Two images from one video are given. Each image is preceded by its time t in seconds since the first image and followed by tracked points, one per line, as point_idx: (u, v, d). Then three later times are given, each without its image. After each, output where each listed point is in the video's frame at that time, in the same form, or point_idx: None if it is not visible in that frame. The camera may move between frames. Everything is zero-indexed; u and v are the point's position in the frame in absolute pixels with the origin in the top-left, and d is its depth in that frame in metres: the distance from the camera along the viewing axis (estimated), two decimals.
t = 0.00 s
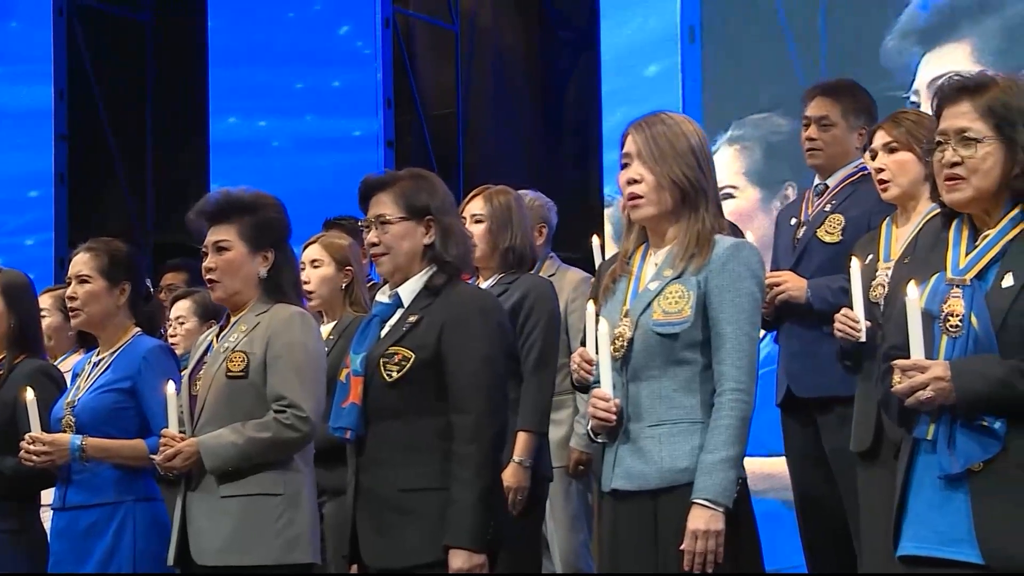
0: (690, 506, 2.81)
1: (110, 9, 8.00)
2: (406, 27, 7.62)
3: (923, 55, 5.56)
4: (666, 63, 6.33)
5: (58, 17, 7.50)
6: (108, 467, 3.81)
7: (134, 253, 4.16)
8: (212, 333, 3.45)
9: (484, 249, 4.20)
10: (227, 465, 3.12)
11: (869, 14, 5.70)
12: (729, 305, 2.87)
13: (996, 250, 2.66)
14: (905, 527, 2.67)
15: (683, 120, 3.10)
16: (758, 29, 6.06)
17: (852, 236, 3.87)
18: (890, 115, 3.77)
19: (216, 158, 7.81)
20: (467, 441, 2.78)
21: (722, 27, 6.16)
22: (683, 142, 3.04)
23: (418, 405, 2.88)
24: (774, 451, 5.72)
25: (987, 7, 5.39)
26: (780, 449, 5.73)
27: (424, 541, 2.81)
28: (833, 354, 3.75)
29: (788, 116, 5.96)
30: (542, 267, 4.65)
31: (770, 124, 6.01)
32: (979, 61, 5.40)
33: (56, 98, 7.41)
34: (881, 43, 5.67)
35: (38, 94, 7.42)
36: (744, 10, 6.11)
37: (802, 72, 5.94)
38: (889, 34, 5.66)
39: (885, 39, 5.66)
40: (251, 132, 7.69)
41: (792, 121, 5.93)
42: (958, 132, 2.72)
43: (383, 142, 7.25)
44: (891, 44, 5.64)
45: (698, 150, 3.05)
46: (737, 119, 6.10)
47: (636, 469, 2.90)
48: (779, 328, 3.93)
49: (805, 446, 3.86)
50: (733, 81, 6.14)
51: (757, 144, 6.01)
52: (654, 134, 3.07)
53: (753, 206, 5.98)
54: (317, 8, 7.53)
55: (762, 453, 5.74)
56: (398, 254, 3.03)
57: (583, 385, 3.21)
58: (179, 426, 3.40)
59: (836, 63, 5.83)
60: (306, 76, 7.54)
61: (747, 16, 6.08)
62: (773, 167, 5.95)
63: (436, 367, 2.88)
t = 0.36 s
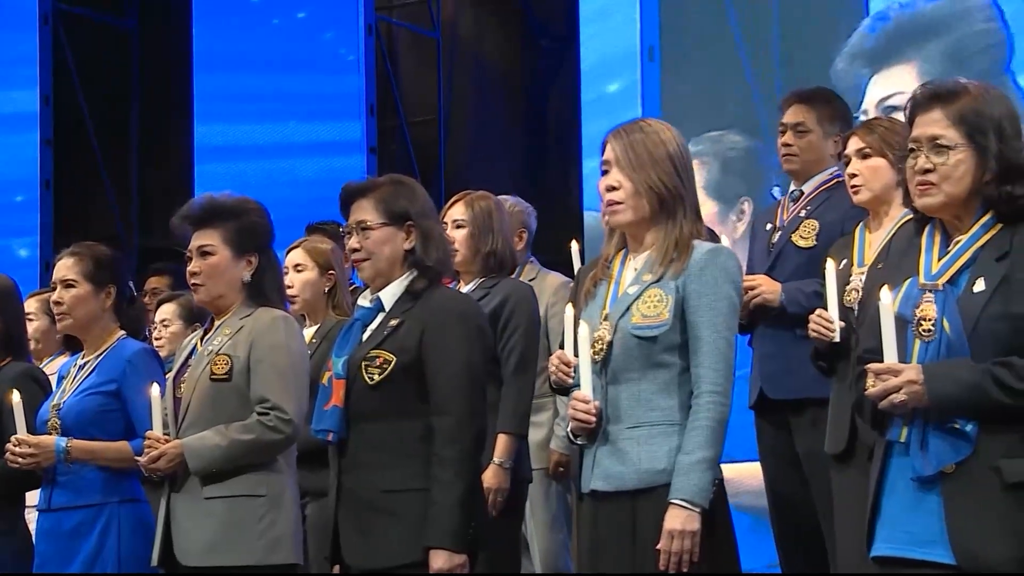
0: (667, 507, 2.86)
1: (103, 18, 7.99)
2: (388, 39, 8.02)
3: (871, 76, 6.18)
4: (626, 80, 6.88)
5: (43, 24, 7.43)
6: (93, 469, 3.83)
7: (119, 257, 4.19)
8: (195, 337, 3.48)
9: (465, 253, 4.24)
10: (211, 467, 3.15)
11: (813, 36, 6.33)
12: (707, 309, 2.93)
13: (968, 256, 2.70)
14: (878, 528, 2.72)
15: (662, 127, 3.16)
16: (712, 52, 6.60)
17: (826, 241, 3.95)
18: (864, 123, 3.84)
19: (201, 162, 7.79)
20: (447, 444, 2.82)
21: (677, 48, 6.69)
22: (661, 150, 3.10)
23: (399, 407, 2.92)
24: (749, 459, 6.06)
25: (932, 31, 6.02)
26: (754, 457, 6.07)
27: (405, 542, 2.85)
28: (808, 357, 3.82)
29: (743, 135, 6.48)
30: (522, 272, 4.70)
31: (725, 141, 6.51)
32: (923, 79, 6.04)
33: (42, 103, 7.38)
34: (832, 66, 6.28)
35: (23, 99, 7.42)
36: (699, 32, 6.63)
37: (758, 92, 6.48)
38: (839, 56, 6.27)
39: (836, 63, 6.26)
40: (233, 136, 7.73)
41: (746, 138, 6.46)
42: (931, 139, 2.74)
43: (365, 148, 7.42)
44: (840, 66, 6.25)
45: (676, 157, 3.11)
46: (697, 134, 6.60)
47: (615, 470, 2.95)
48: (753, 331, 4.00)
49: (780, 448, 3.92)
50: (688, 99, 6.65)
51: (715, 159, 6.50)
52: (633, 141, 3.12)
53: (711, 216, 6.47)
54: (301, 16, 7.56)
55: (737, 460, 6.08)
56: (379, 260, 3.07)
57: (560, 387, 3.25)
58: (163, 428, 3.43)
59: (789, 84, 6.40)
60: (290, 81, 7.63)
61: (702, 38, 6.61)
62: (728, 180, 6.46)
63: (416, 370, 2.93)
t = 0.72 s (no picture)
0: (644, 507, 2.91)
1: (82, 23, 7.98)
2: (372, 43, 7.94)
3: (825, 98, 5.88)
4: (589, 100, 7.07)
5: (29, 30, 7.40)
6: (80, 470, 3.86)
7: (105, 260, 4.23)
8: (182, 339, 3.52)
9: (447, 258, 4.29)
10: (197, 469, 3.18)
11: (768, 67, 6.21)
12: (684, 312, 2.98)
13: (941, 260, 2.76)
14: (854, 529, 2.78)
15: (643, 133, 3.21)
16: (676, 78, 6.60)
17: (802, 246, 4.01)
18: (839, 129, 3.89)
19: (188, 170, 7.83)
20: (431, 445, 2.87)
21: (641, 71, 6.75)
22: (642, 156, 3.15)
23: (382, 409, 2.96)
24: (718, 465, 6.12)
25: (882, 56, 5.66)
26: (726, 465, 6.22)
27: (389, 542, 2.89)
28: (785, 360, 3.88)
29: (698, 154, 6.46)
30: (503, 276, 4.74)
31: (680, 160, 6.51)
32: (870, 103, 5.65)
33: (28, 109, 7.36)
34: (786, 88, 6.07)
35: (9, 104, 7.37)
36: (664, 56, 6.66)
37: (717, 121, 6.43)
38: (794, 79, 6.06)
39: (790, 85, 6.06)
40: (221, 143, 7.78)
41: (701, 157, 6.43)
42: (904, 146, 2.80)
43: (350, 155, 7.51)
44: (795, 88, 6.04)
45: (657, 162, 3.16)
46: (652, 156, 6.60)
47: (594, 472, 3.00)
48: (730, 333, 4.06)
49: (755, 450, 3.98)
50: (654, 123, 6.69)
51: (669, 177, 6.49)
52: (614, 147, 3.18)
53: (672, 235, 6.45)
54: (286, 22, 7.68)
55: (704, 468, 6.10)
56: (363, 264, 3.11)
57: (542, 391, 3.30)
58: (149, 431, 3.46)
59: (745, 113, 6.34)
60: (274, 88, 7.69)
61: (666, 65, 6.64)
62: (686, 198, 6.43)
63: (400, 372, 2.97)
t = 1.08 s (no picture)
0: (623, 507, 2.96)
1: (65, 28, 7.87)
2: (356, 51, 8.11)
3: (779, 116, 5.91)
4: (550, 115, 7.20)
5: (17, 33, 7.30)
6: (68, 470, 3.90)
7: (93, 262, 4.28)
8: (166, 340, 3.54)
9: (430, 260, 4.33)
10: (181, 469, 3.21)
11: (727, 80, 6.27)
12: (663, 314, 3.04)
13: (914, 264, 2.82)
14: (828, 529, 2.84)
15: (624, 137, 3.27)
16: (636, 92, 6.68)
17: (778, 250, 4.07)
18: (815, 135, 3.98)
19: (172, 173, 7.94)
20: (414, 445, 2.91)
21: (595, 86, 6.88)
22: (623, 159, 3.21)
23: (366, 409, 3.00)
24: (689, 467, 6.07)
25: (832, 75, 5.71)
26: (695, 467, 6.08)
27: (371, 541, 2.93)
28: (762, 361, 3.94)
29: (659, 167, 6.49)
30: (485, 278, 4.79)
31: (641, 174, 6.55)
32: (824, 122, 5.69)
33: (16, 114, 7.25)
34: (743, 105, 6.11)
35: None
36: (622, 70, 6.75)
37: (675, 132, 6.49)
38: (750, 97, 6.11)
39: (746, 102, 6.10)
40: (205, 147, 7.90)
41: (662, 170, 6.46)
42: (877, 152, 2.87)
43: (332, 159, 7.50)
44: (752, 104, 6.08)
45: (637, 166, 3.22)
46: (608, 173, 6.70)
47: (573, 472, 3.05)
48: (706, 335, 4.12)
49: (731, 451, 4.04)
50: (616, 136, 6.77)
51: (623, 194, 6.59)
52: (596, 152, 3.23)
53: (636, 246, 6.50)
54: (270, 28, 7.79)
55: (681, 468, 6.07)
56: (349, 267, 3.16)
57: (522, 391, 3.35)
58: (132, 431, 3.49)
59: (703, 126, 6.38)
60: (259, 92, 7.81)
61: (627, 76, 6.72)
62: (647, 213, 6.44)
63: (385, 374, 3.01)
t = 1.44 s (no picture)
0: (599, 507, 3.00)
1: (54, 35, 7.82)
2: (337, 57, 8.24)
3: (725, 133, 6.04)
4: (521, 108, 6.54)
5: None
6: (50, 471, 3.98)
7: (73, 264, 4.33)
8: (147, 343, 3.57)
9: (410, 264, 4.37)
10: (162, 469, 3.24)
11: (680, 96, 6.29)
12: (638, 318, 3.08)
13: (884, 268, 2.88)
14: (800, 528, 2.90)
15: (598, 143, 3.32)
16: (586, 93, 6.63)
17: (751, 254, 4.13)
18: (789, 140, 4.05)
19: (156, 177, 8.04)
20: (395, 446, 2.94)
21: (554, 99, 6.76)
22: (598, 164, 3.26)
23: (347, 411, 3.03)
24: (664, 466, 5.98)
25: (780, 93, 5.79)
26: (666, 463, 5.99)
27: (352, 541, 2.97)
28: (735, 363, 4.00)
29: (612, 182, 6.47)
30: (463, 281, 4.82)
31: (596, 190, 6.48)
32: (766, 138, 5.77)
33: None
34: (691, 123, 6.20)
35: None
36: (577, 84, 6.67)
37: (625, 136, 6.47)
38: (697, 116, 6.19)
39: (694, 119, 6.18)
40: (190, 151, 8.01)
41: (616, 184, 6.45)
42: (847, 158, 2.93)
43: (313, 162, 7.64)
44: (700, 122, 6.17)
45: (612, 171, 3.27)
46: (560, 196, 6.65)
47: (549, 473, 3.09)
48: (682, 339, 4.18)
49: (706, 451, 4.09)
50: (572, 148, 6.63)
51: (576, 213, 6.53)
52: (571, 156, 3.28)
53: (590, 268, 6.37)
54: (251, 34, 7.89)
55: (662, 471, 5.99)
56: (331, 270, 3.19)
57: (500, 393, 3.42)
58: (114, 433, 3.52)
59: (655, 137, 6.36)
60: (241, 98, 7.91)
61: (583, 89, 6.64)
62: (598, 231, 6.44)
63: (366, 376, 3.04)
